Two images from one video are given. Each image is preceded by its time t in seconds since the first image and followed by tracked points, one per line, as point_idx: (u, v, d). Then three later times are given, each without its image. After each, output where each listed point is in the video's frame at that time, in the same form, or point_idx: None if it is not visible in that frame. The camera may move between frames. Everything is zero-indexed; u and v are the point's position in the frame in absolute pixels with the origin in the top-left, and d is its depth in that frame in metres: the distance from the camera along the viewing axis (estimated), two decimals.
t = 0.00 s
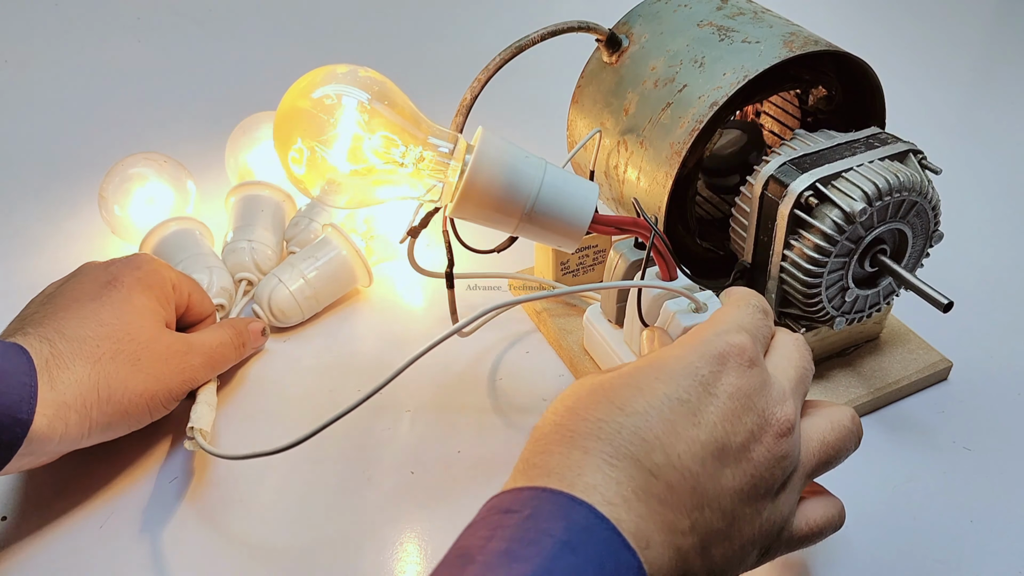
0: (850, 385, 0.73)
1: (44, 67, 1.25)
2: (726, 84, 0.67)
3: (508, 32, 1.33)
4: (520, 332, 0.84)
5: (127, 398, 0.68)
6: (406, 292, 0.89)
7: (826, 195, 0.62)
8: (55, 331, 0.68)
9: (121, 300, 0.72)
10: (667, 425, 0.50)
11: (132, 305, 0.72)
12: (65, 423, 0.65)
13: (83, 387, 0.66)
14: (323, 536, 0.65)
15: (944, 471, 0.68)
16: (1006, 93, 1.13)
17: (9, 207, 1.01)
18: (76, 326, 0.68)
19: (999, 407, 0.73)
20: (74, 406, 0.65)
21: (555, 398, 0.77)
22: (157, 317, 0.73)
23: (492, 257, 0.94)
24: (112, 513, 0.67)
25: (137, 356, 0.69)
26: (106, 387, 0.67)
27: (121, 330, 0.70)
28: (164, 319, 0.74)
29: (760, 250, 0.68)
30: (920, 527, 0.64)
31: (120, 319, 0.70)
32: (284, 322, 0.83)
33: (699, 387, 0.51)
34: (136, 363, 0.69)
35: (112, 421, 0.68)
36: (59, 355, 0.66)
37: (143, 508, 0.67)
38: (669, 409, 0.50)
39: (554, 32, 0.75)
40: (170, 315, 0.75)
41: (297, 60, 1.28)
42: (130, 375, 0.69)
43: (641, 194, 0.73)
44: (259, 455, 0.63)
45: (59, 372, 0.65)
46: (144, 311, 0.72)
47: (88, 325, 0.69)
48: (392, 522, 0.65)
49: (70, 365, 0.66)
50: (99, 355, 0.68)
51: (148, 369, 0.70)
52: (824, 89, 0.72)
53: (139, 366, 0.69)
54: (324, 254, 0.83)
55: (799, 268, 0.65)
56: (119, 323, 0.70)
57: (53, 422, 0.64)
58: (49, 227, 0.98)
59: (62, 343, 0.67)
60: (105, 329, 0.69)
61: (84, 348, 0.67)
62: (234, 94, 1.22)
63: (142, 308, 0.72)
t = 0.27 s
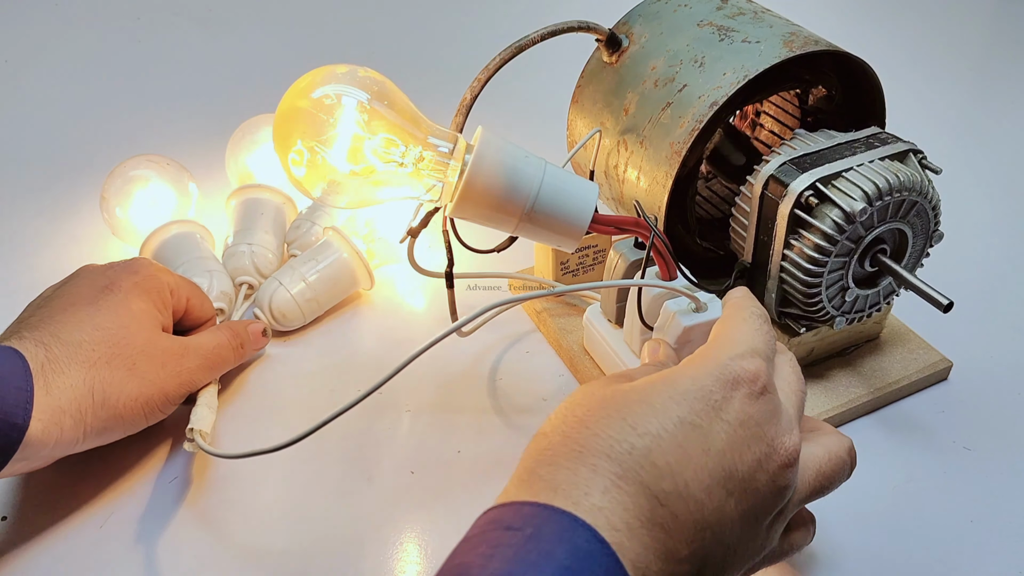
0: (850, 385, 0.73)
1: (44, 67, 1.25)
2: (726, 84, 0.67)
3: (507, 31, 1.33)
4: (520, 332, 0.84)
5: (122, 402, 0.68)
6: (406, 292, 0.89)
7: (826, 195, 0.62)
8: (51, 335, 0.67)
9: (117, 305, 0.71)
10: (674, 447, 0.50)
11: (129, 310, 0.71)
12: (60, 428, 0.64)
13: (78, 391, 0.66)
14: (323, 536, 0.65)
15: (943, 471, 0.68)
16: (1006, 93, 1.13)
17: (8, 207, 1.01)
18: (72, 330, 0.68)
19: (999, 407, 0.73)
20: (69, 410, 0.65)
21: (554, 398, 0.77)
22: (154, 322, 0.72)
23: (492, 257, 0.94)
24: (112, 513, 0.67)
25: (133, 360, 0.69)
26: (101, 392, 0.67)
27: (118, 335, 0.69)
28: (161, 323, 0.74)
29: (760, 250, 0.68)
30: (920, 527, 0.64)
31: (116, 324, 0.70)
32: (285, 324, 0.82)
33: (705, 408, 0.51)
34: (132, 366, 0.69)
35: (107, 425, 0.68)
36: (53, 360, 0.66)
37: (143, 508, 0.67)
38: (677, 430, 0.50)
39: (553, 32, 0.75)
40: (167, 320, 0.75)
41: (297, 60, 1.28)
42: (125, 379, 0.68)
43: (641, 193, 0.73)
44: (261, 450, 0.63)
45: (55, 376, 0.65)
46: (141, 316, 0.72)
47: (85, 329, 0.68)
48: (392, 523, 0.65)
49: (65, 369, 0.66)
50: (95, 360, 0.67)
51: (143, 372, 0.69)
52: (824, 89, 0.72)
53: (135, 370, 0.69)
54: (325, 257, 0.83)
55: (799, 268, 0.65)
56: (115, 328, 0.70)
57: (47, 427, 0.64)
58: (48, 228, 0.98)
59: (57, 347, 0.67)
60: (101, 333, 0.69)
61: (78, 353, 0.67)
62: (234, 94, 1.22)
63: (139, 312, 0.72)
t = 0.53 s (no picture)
0: (850, 386, 0.73)
1: (44, 67, 1.25)
2: (726, 84, 0.67)
3: (508, 31, 1.33)
4: (520, 332, 0.84)
5: (104, 396, 0.66)
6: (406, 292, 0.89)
7: (826, 195, 0.62)
8: (35, 329, 0.67)
9: (103, 300, 0.71)
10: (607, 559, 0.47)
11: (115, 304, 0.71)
12: (39, 421, 0.63)
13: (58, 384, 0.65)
14: (322, 536, 0.65)
15: (944, 471, 0.68)
16: (1006, 93, 1.13)
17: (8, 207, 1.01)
18: (56, 324, 0.68)
19: (999, 407, 0.73)
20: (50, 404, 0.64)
21: (554, 398, 0.76)
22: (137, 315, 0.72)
23: (492, 257, 0.94)
24: (111, 512, 0.67)
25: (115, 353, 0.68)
26: (83, 384, 0.66)
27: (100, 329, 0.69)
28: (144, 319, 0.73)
29: (760, 251, 0.68)
30: (920, 526, 0.64)
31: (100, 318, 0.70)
32: (284, 324, 0.82)
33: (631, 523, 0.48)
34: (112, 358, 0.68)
35: (88, 420, 0.66)
36: (35, 353, 0.65)
37: (143, 507, 0.67)
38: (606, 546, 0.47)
39: (553, 32, 0.75)
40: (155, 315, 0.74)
41: (297, 60, 1.28)
42: (108, 372, 0.67)
43: (641, 193, 0.73)
44: (251, 430, 0.63)
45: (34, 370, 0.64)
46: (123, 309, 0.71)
47: (68, 323, 0.68)
48: (392, 522, 0.65)
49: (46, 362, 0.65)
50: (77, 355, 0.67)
51: (127, 365, 0.68)
52: (824, 89, 0.72)
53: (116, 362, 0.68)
54: (323, 256, 0.83)
55: (799, 268, 0.65)
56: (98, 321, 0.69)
57: (27, 419, 0.62)
58: (48, 227, 0.98)
59: (40, 340, 0.66)
60: (84, 327, 0.68)
61: (61, 346, 0.66)
62: (234, 94, 1.22)
63: (125, 307, 0.71)
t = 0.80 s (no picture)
0: (850, 385, 0.73)
1: (44, 67, 1.25)
2: (726, 84, 0.67)
3: (508, 31, 1.33)
4: (520, 332, 0.84)
5: (46, 391, 0.65)
6: (406, 292, 0.89)
7: (826, 195, 0.63)
8: None
9: (68, 297, 0.71)
10: None
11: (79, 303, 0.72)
12: None
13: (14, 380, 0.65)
14: (323, 536, 0.65)
15: (944, 471, 0.68)
16: (1007, 92, 1.13)
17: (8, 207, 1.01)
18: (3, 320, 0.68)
19: (1000, 407, 0.73)
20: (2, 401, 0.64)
21: (555, 398, 0.77)
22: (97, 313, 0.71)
23: (492, 257, 0.94)
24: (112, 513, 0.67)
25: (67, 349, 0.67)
26: (25, 379, 0.65)
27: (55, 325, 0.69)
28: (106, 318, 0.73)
29: (760, 251, 0.68)
30: (920, 526, 0.64)
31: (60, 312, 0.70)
32: (284, 323, 0.82)
33: None
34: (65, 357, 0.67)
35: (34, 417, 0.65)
36: None
37: (143, 508, 0.67)
38: None
39: (553, 32, 0.75)
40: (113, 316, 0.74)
41: (297, 60, 1.28)
42: (52, 367, 0.66)
43: (641, 193, 0.73)
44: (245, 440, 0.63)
45: None
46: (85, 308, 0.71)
47: (15, 319, 0.68)
48: (392, 522, 0.66)
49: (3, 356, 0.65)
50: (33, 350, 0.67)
51: (71, 361, 0.67)
52: (824, 89, 0.72)
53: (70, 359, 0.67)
54: (321, 255, 0.83)
55: (800, 268, 0.65)
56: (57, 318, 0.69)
57: None
58: (48, 227, 0.98)
59: None
60: (29, 323, 0.68)
61: (4, 341, 0.66)
62: (234, 94, 1.22)
63: (75, 304, 0.71)
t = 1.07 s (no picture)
0: (850, 385, 0.73)
1: (44, 66, 1.25)
2: (726, 84, 0.67)
3: (508, 31, 1.33)
4: (520, 332, 0.84)
5: None
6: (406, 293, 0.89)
7: (826, 195, 0.63)
8: None
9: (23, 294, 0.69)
10: None
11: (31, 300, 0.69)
12: None
13: None
14: (322, 536, 0.65)
15: (944, 470, 0.68)
16: (1006, 92, 1.13)
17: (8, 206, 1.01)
18: None
19: (1000, 407, 0.73)
20: None
21: (554, 398, 0.77)
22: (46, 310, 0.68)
23: (492, 257, 0.94)
24: (112, 513, 0.67)
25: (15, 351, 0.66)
26: None
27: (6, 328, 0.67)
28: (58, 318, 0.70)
29: (760, 250, 0.68)
30: (920, 527, 0.64)
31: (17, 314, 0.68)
32: (284, 323, 0.82)
33: None
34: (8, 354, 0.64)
35: None
36: None
37: (143, 507, 0.67)
38: None
39: (554, 32, 0.75)
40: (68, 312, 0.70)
41: (297, 60, 1.28)
42: None
43: (641, 193, 0.73)
44: (242, 437, 0.63)
45: None
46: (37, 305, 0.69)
47: None
48: (392, 523, 0.66)
49: None
50: None
51: None
52: (824, 89, 0.72)
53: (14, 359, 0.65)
54: (321, 255, 0.83)
55: (800, 268, 0.65)
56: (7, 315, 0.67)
57: None
58: (47, 227, 0.98)
59: None
60: None
61: None
62: (233, 94, 1.22)
63: None
